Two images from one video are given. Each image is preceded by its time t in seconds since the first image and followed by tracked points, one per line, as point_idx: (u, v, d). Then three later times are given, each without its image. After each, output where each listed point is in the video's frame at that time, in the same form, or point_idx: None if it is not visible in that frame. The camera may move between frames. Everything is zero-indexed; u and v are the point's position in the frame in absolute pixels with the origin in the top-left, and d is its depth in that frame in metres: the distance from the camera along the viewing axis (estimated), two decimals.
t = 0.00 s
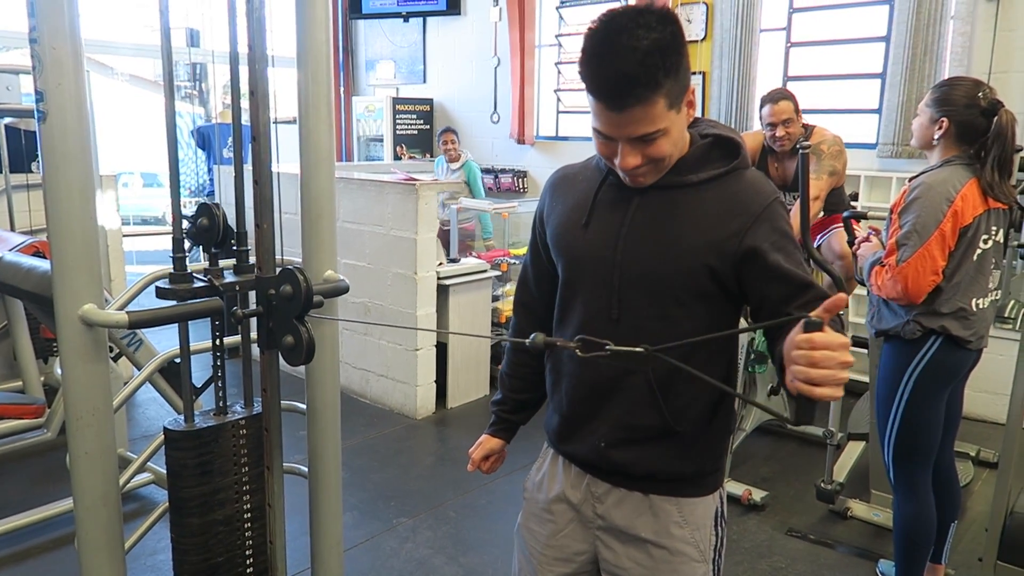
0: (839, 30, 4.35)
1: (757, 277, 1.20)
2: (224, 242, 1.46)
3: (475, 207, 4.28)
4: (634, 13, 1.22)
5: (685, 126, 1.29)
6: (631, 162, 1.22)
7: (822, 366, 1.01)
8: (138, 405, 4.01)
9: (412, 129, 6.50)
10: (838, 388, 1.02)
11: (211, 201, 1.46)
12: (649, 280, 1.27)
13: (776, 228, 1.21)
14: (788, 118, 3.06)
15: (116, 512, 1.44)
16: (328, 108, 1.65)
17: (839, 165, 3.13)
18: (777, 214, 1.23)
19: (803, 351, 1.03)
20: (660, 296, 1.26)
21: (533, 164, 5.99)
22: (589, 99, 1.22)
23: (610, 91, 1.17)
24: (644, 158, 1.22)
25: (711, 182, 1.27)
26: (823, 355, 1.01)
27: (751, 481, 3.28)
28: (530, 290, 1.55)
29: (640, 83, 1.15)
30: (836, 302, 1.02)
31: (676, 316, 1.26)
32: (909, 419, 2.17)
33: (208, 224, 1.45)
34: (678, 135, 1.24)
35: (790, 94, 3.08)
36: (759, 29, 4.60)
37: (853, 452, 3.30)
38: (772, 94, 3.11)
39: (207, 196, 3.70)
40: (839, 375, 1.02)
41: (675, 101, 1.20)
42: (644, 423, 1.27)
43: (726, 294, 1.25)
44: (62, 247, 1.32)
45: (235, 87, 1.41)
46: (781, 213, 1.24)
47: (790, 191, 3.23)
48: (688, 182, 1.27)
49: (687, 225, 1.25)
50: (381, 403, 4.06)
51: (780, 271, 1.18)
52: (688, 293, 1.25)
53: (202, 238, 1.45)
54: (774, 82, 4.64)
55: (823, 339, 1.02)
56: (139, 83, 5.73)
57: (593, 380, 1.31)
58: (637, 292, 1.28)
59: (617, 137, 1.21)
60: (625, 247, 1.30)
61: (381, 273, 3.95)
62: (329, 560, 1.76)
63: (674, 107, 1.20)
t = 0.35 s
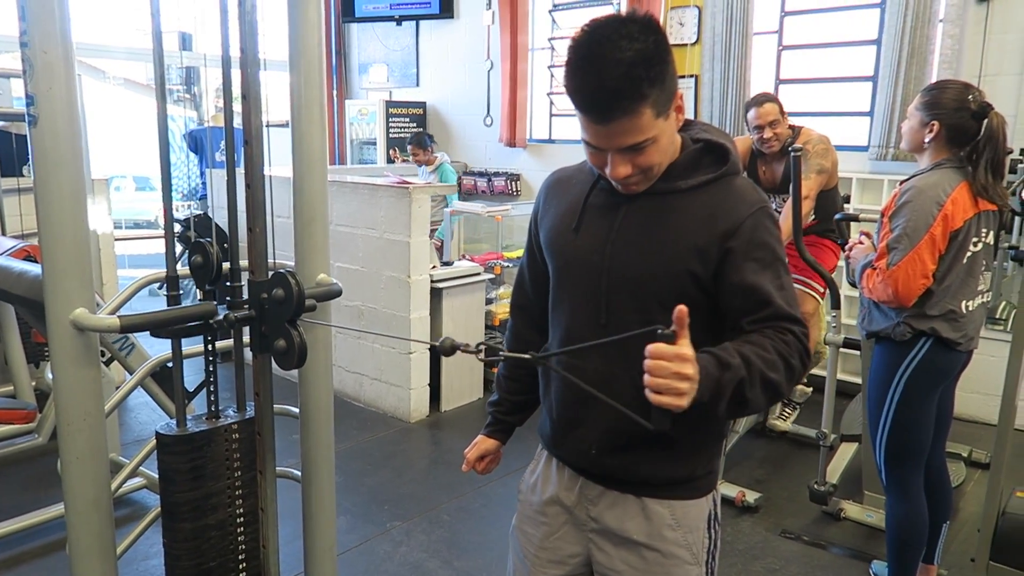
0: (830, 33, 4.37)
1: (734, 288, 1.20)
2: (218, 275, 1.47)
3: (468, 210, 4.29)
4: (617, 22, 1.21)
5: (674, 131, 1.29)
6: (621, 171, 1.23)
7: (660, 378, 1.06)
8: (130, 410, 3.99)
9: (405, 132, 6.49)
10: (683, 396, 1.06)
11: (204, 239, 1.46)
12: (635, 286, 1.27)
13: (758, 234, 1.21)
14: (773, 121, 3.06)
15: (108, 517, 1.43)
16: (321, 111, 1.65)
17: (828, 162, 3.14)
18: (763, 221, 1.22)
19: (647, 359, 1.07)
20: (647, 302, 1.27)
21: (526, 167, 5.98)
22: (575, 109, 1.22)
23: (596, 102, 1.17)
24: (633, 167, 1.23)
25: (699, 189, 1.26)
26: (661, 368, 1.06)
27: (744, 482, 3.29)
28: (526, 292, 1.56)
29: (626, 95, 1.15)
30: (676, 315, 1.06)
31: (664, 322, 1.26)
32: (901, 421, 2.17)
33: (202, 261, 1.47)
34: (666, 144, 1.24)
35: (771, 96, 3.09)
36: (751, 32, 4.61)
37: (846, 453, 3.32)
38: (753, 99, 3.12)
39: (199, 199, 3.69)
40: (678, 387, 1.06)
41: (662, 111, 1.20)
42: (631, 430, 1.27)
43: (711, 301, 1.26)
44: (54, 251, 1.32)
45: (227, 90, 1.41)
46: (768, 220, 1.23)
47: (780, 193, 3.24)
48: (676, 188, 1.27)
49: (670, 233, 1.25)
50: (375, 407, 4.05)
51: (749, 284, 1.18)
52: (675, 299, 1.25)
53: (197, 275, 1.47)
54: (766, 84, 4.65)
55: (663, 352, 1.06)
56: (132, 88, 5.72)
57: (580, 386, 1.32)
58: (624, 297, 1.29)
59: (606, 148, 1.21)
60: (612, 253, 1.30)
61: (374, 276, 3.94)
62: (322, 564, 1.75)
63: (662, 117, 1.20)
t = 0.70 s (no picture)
0: (824, 37, 4.39)
1: (715, 293, 1.20)
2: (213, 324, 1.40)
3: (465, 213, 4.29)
4: (609, 25, 1.21)
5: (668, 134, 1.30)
6: (615, 172, 1.23)
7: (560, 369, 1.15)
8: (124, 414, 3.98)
9: (400, 135, 6.47)
10: (578, 383, 1.14)
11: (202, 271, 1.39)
12: (624, 288, 1.28)
13: (744, 237, 1.20)
14: (771, 126, 3.09)
15: (101, 522, 1.42)
16: (315, 114, 1.65)
17: (824, 170, 3.14)
18: (752, 225, 1.22)
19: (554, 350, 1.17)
20: (636, 304, 1.27)
21: (522, 170, 5.98)
22: (568, 110, 1.23)
23: (588, 103, 1.18)
24: (628, 169, 1.23)
25: (689, 192, 1.26)
26: (560, 359, 1.15)
27: (739, 485, 3.29)
28: (526, 296, 1.56)
29: (617, 96, 1.16)
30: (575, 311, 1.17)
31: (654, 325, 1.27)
32: (895, 424, 2.18)
33: (197, 294, 1.38)
34: (660, 145, 1.24)
35: (771, 100, 3.10)
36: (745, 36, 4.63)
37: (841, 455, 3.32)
38: (754, 102, 3.14)
39: (194, 202, 3.68)
40: (572, 379, 1.14)
41: (655, 112, 1.20)
42: (625, 432, 1.27)
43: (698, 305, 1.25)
44: (48, 255, 1.31)
45: (222, 94, 1.40)
46: (756, 226, 1.22)
47: (777, 198, 3.24)
48: (668, 191, 1.27)
49: (656, 236, 1.26)
50: (370, 410, 4.04)
51: (726, 291, 1.19)
52: (665, 301, 1.25)
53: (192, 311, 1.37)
54: (760, 88, 4.66)
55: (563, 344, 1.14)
56: (126, 90, 5.70)
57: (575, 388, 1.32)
58: (614, 299, 1.29)
59: (600, 149, 1.21)
60: (604, 256, 1.31)
61: (370, 279, 3.94)
62: (317, 568, 1.75)
63: (656, 117, 1.21)
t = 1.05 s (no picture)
0: (820, 41, 4.40)
1: (697, 292, 1.20)
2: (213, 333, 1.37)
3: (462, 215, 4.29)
4: (605, 26, 1.22)
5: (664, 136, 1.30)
6: (611, 174, 1.23)
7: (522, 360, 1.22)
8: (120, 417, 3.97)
9: (398, 138, 6.46)
10: (534, 373, 1.20)
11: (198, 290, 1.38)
12: (614, 289, 1.28)
13: (728, 239, 1.20)
14: (761, 130, 3.09)
15: (96, 527, 1.42)
16: (312, 116, 1.66)
17: (818, 171, 3.16)
18: (740, 225, 1.21)
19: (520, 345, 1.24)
20: (626, 305, 1.27)
21: (519, 173, 5.99)
22: (564, 111, 1.23)
23: (583, 103, 1.18)
24: (623, 170, 1.23)
25: (681, 193, 1.26)
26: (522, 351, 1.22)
27: (736, 488, 3.29)
28: (526, 298, 1.56)
29: (612, 97, 1.16)
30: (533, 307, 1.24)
31: (646, 327, 1.27)
32: (890, 426, 2.18)
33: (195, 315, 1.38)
34: (656, 146, 1.24)
35: (761, 102, 3.09)
36: (741, 39, 4.64)
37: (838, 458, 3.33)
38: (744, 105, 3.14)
39: (191, 205, 3.68)
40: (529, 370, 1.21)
41: (651, 113, 1.21)
42: (618, 433, 1.28)
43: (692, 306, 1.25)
44: (45, 258, 1.31)
45: (218, 97, 1.41)
46: (744, 228, 1.21)
47: (770, 200, 3.26)
48: (661, 193, 1.27)
49: (644, 237, 1.26)
50: (367, 413, 4.04)
51: (707, 292, 1.19)
52: (657, 302, 1.25)
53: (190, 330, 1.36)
54: (756, 92, 4.68)
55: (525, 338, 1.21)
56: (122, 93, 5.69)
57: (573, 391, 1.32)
58: (605, 301, 1.30)
59: (595, 150, 1.22)
60: (597, 258, 1.31)
61: (366, 282, 3.94)
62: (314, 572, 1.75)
63: (651, 118, 1.21)
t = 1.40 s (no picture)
0: (815, 44, 4.41)
1: (684, 294, 1.21)
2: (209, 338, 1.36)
3: (458, 218, 4.29)
4: (606, 29, 1.22)
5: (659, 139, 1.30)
6: (607, 177, 1.23)
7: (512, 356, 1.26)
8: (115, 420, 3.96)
9: (394, 141, 6.47)
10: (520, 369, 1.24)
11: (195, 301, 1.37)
12: (606, 291, 1.29)
13: (716, 241, 1.20)
14: (757, 145, 3.08)
15: (91, 530, 1.42)
16: (308, 119, 1.66)
17: (816, 177, 3.17)
18: (728, 227, 1.21)
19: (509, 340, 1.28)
20: (618, 308, 1.28)
21: (515, 175, 5.99)
22: (563, 113, 1.23)
23: (583, 106, 1.18)
24: (620, 173, 1.23)
25: (675, 196, 1.26)
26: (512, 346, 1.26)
27: (732, 491, 3.30)
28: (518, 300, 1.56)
29: (614, 100, 1.16)
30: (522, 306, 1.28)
31: (639, 330, 1.27)
32: (885, 428, 2.19)
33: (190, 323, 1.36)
34: (654, 150, 1.25)
35: (760, 112, 3.07)
36: (737, 43, 4.66)
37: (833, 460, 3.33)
38: (742, 114, 3.12)
39: (187, 207, 3.68)
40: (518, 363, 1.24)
41: (650, 116, 1.21)
42: (611, 435, 1.28)
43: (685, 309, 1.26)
44: (39, 259, 1.31)
45: (214, 98, 1.40)
46: (733, 230, 1.21)
47: (769, 205, 3.27)
48: (654, 196, 1.28)
49: (637, 240, 1.26)
50: (363, 416, 4.04)
51: (693, 294, 1.19)
52: (649, 305, 1.26)
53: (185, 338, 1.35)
54: (751, 95, 4.69)
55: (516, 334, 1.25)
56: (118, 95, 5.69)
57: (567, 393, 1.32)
58: (597, 303, 1.30)
59: (592, 152, 1.22)
60: (590, 261, 1.31)
61: (363, 285, 3.94)
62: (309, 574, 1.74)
63: (650, 122, 1.21)
